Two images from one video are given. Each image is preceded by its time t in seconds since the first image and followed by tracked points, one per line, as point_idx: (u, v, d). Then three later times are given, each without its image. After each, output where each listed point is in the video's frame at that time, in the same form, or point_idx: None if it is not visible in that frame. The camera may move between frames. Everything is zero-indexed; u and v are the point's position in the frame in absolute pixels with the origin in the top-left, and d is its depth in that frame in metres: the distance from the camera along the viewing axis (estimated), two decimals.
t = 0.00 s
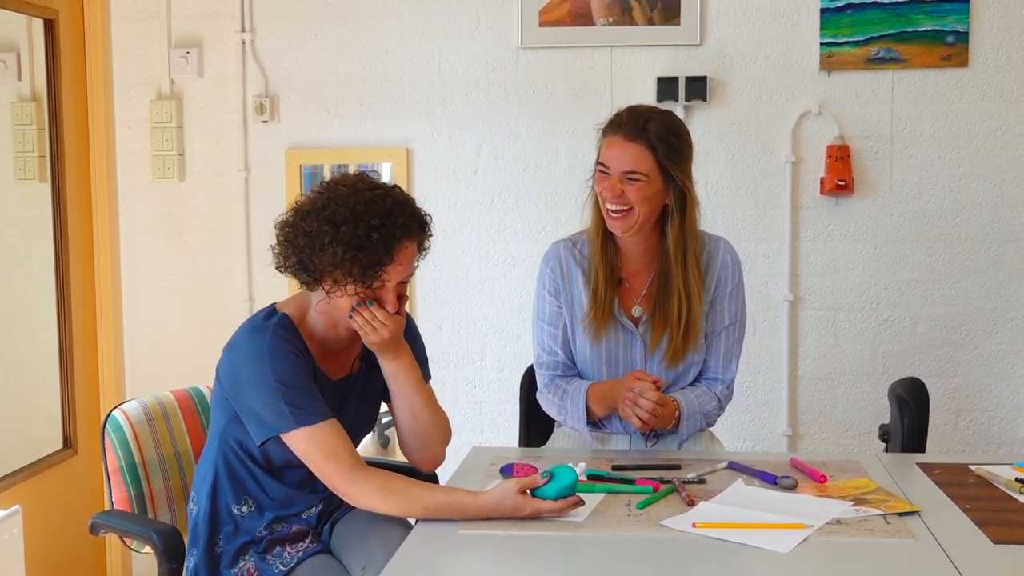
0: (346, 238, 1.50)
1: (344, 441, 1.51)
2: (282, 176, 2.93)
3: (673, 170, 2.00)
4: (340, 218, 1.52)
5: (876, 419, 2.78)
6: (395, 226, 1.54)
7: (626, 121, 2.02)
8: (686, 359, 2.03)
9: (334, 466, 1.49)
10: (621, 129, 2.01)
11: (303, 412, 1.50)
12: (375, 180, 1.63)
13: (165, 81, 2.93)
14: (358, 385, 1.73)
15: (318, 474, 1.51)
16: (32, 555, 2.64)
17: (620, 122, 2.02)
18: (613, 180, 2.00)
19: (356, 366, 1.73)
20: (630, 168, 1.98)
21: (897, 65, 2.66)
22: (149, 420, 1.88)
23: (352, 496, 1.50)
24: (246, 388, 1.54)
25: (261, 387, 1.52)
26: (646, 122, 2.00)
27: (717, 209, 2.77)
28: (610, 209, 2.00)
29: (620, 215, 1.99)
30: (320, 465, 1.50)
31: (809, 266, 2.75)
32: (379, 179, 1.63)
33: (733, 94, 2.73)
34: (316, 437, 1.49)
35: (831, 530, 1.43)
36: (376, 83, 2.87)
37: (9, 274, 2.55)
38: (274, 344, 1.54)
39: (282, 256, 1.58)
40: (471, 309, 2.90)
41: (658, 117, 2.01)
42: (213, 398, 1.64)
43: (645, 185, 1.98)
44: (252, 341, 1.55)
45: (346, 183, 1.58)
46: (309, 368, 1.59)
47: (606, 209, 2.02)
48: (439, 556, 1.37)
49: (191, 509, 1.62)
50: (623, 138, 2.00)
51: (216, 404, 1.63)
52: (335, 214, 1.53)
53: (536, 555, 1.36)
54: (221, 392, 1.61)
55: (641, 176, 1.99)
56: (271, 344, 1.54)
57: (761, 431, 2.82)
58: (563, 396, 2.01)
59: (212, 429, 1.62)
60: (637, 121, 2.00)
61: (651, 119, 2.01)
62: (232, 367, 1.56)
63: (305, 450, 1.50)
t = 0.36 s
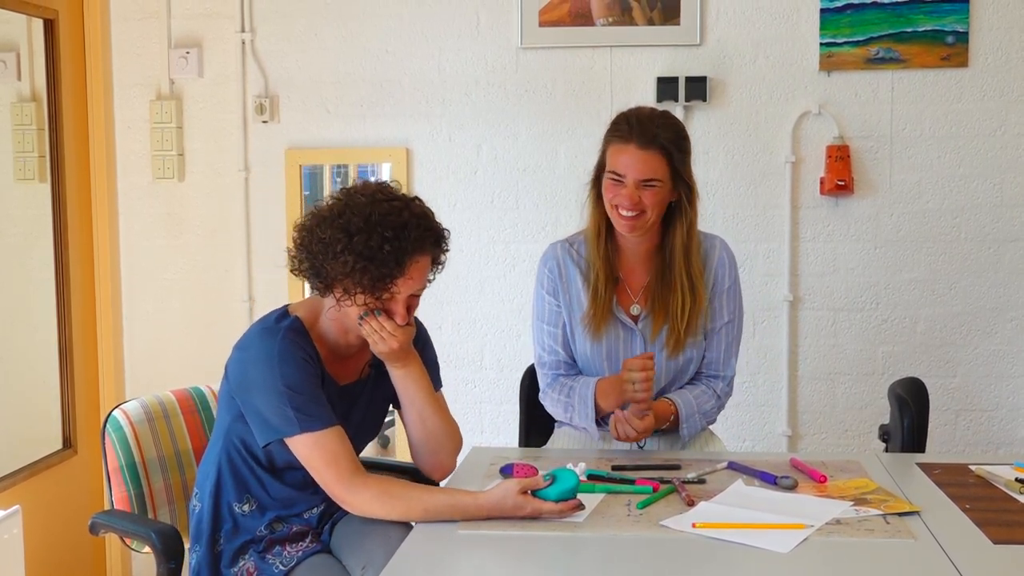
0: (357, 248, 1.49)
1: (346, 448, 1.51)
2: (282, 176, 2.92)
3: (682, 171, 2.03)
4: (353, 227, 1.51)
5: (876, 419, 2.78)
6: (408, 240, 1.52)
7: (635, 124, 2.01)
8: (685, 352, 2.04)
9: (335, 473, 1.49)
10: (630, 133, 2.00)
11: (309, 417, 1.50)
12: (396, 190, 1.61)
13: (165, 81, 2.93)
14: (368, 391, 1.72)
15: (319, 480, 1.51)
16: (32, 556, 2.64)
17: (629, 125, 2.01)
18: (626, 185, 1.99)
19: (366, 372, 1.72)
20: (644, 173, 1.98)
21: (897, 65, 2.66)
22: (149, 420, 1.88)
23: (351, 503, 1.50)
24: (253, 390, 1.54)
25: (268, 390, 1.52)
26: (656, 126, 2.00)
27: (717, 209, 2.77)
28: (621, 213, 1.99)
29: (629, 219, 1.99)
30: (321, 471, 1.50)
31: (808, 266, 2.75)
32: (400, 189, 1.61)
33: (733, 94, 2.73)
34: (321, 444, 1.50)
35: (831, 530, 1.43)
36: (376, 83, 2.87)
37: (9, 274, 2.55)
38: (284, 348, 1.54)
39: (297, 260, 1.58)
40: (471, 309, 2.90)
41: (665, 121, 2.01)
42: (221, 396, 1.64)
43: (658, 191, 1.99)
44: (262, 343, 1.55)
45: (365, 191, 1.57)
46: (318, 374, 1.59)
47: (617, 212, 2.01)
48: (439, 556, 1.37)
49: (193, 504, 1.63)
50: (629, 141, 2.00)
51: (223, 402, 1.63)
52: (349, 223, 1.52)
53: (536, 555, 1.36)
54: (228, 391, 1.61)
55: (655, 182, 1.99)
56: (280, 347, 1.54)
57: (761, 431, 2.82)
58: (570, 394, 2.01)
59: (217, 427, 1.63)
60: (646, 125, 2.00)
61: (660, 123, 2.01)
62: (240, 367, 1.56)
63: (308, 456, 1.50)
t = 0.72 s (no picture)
0: (377, 255, 1.48)
1: (350, 453, 1.51)
2: (282, 176, 2.92)
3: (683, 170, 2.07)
4: (375, 234, 1.50)
5: (876, 419, 2.78)
6: (428, 250, 1.51)
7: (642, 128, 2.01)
8: (682, 345, 2.05)
9: (337, 477, 1.49)
10: (641, 139, 2.00)
11: (317, 420, 1.50)
12: (420, 198, 1.59)
13: (165, 81, 2.93)
14: (380, 398, 1.71)
15: (321, 483, 1.51)
16: (32, 556, 2.64)
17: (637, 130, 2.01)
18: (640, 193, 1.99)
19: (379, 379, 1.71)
20: (659, 180, 1.99)
21: (897, 65, 2.66)
22: (150, 419, 1.88)
23: (351, 507, 1.49)
24: (264, 388, 1.54)
25: (279, 390, 1.51)
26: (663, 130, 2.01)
27: (717, 209, 2.77)
28: (634, 217, 2.01)
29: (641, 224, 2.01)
30: (325, 474, 1.49)
31: (809, 267, 2.75)
32: (424, 197, 1.59)
33: (733, 94, 2.73)
34: (327, 447, 1.49)
35: (831, 530, 1.43)
36: (376, 84, 2.87)
37: (10, 274, 2.55)
38: (297, 349, 1.54)
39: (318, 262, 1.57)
40: (471, 309, 2.90)
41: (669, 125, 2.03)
42: (231, 393, 1.65)
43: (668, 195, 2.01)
44: (276, 342, 1.55)
45: (389, 198, 1.56)
46: (330, 377, 1.58)
47: (630, 216, 2.02)
48: (439, 556, 1.37)
49: (198, 497, 1.63)
50: (634, 146, 2.00)
51: (233, 398, 1.63)
52: (371, 229, 1.51)
53: (536, 555, 1.36)
54: (239, 388, 1.61)
55: (667, 186, 2.01)
56: (294, 348, 1.54)
57: (761, 431, 2.82)
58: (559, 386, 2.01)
59: (226, 423, 1.63)
60: (653, 128, 2.00)
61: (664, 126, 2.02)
62: (252, 365, 1.56)
63: (313, 458, 1.50)
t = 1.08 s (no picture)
0: (391, 255, 1.48)
1: (354, 454, 1.50)
2: (282, 177, 2.92)
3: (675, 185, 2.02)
4: (390, 234, 1.50)
5: (876, 419, 2.78)
6: (443, 251, 1.51)
7: (628, 145, 1.98)
8: (682, 351, 2.05)
9: (339, 478, 1.49)
10: (630, 159, 1.96)
11: (323, 419, 1.49)
12: (435, 201, 1.60)
13: (165, 82, 2.93)
14: (388, 399, 1.71)
15: (323, 483, 1.50)
16: (31, 557, 2.64)
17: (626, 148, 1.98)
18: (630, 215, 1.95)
19: (388, 381, 1.71)
20: (648, 202, 1.95)
21: (897, 65, 2.67)
22: (152, 420, 1.88)
23: (351, 508, 1.49)
24: (273, 386, 1.53)
25: (287, 388, 1.51)
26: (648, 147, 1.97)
27: (716, 210, 2.77)
28: (621, 234, 1.98)
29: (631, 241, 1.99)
30: (328, 475, 1.49)
31: (808, 267, 2.75)
32: (438, 200, 1.60)
33: (733, 95, 2.73)
34: (331, 447, 1.49)
35: (831, 531, 1.43)
36: (376, 84, 2.87)
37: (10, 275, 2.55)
38: (307, 348, 1.54)
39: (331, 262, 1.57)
40: (471, 310, 2.90)
41: (657, 138, 1.99)
42: (240, 391, 1.65)
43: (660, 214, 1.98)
44: (287, 340, 1.55)
45: (405, 200, 1.56)
46: (339, 377, 1.58)
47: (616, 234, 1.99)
48: (439, 557, 1.37)
49: (202, 494, 1.63)
50: (624, 163, 1.97)
51: (242, 396, 1.64)
52: (387, 229, 1.51)
53: (536, 556, 1.36)
54: (248, 385, 1.61)
55: (657, 205, 1.97)
56: (304, 347, 1.54)
57: (761, 432, 2.82)
58: (538, 399, 2.02)
59: (234, 421, 1.63)
60: (642, 143, 1.97)
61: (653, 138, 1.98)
62: (262, 363, 1.56)
63: (317, 457, 1.50)
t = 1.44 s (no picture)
0: (393, 253, 1.48)
1: (354, 454, 1.50)
2: (281, 177, 2.92)
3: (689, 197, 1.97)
4: (391, 232, 1.50)
5: (876, 419, 2.78)
6: (443, 249, 1.51)
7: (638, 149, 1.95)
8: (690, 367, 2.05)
9: (338, 477, 1.49)
10: (639, 159, 1.94)
11: (323, 419, 1.49)
12: (435, 200, 1.60)
13: (165, 82, 2.93)
14: (388, 398, 1.71)
15: (322, 483, 1.50)
16: (31, 557, 2.64)
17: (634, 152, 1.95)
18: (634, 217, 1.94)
19: (388, 380, 1.71)
20: (654, 206, 1.93)
21: (897, 65, 2.67)
22: (152, 420, 1.88)
23: (351, 508, 1.49)
24: (273, 385, 1.53)
25: (287, 388, 1.51)
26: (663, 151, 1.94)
27: (716, 210, 2.77)
28: (627, 238, 1.97)
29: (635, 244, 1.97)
30: (327, 475, 1.49)
31: (808, 267, 2.75)
32: (438, 199, 1.60)
33: (732, 95, 2.73)
34: (331, 446, 1.49)
35: (831, 531, 1.43)
36: (375, 84, 2.87)
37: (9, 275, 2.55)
38: (307, 348, 1.54)
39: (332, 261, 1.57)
40: (471, 310, 2.90)
41: (671, 146, 1.95)
42: (240, 389, 1.65)
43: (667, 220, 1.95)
44: (287, 339, 1.55)
45: (405, 199, 1.56)
46: (339, 377, 1.58)
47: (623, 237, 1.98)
48: (439, 557, 1.37)
49: (201, 494, 1.63)
50: (636, 168, 1.94)
51: (241, 395, 1.64)
52: (387, 228, 1.51)
53: (536, 555, 1.36)
54: (248, 384, 1.62)
55: (663, 211, 1.95)
56: (304, 347, 1.54)
57: (761, 432, 2.82)
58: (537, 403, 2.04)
59: (233, 420, 1.63)
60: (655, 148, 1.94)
61: (666, 145, 1.95)
62: (262, 362, 1.56)
63: (316, 457, 1.50)
